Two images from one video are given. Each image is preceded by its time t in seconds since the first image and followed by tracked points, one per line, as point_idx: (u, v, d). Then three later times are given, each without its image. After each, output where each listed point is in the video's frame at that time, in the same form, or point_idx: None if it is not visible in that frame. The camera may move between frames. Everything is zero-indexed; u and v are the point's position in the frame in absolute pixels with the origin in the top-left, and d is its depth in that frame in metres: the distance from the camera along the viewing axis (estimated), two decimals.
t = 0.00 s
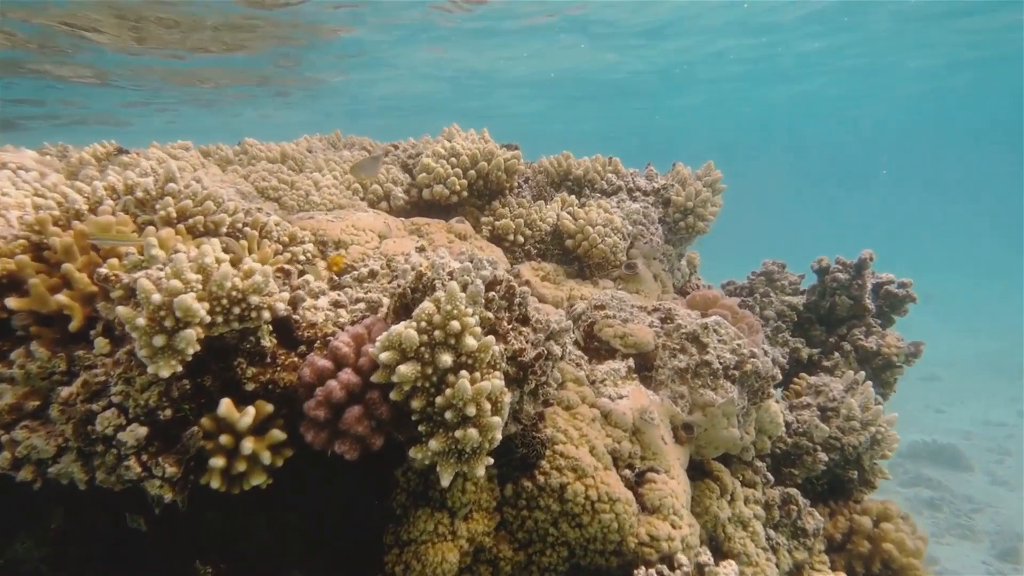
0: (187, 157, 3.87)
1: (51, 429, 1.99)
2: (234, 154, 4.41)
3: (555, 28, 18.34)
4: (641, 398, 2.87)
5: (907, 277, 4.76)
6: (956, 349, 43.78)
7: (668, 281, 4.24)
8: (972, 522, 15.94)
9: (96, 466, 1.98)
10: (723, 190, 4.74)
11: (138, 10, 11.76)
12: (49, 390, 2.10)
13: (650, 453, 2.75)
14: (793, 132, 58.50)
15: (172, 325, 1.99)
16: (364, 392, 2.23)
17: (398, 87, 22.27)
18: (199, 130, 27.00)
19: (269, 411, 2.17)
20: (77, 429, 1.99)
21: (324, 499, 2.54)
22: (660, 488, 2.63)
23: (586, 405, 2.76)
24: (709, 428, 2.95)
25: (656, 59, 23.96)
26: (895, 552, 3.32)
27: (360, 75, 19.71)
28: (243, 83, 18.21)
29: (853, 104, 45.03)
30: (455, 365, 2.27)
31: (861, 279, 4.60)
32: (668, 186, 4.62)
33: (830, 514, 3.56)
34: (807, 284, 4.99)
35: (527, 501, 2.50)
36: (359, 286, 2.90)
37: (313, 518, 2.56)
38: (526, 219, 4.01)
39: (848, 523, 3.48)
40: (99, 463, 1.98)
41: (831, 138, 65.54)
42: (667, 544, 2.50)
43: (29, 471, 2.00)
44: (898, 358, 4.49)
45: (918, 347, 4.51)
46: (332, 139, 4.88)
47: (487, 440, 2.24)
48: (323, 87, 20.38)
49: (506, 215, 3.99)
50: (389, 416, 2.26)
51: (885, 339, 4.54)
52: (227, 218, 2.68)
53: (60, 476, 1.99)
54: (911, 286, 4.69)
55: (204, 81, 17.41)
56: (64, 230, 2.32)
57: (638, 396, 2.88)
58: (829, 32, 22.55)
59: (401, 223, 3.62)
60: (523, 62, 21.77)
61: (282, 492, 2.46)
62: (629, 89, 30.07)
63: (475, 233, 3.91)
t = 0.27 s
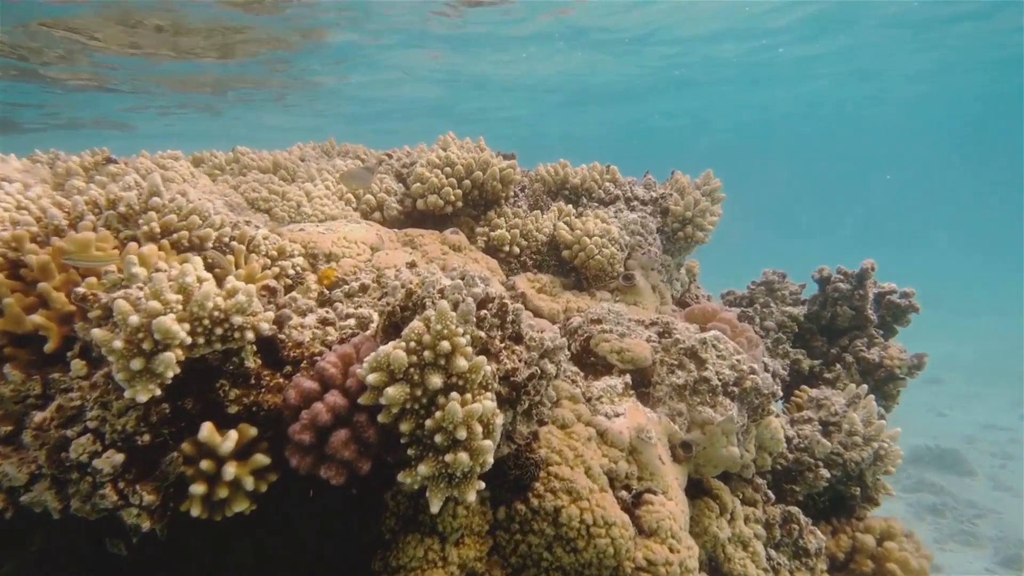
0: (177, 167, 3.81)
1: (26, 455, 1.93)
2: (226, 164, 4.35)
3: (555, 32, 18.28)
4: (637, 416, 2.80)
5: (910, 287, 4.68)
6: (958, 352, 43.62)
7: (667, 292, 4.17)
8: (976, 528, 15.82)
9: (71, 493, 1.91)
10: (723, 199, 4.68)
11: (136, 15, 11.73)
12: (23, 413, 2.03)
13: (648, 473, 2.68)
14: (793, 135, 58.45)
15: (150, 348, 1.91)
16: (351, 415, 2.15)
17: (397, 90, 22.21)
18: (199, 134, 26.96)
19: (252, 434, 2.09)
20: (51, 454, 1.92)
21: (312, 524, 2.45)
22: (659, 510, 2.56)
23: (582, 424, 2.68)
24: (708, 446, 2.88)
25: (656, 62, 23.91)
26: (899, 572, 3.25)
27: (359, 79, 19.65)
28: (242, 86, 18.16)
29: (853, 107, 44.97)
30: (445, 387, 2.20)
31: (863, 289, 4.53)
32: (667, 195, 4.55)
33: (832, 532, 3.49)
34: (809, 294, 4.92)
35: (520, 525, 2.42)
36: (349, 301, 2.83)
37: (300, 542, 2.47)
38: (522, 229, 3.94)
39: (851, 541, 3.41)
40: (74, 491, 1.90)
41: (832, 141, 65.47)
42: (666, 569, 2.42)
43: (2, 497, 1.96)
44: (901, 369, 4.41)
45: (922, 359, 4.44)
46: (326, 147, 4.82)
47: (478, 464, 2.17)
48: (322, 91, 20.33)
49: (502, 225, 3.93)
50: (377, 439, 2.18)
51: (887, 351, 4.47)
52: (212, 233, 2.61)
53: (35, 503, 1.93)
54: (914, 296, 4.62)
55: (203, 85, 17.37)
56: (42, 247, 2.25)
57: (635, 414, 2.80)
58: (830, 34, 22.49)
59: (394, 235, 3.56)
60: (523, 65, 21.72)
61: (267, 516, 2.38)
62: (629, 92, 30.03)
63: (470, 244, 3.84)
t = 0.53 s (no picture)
0: (167, 178, 3.75)
1: None
2: (218, 175, 4.27)
3: (556, 36, 18.24)
4: (634, 439, 2.71)
5: (912, 300, 4.63)
6: (961, 357, 43.45)
7: (665, 306, 4.09)
8: (980, 537, 15.70)
9: (38, 528, 1.82)
10: (723, 211, 4.61)
11: (137, 21, 11.67)
12: None
13: (645, 499, 2.59)
14: (795, 139, 58.39)
15: (124, 376, 1.82)
16: (334, 443, 2.06)
17: (397, 93, 22.17)
18: (199, 138, 26.88)
19: (231, 464, 1.99)
20: (18, 486, 1.84)
21: (295, 554, 2.36)
22: (656, 538, 2.47)
23: (577, 448, 2.59)
24: (707, 470, 2.79)
25: (658, 66, 23.87)
26: None
27: (360, 83, 19.60)
28: (243, 90, 18.13)
29: (855, 112, 44.91)
30: (433, 413, 2.11)
31: (866, 304, 4.47)
32: (666, 207, 4.48)
33: (834, 555, 3.40)
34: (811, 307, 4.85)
35: (511, 555, 2.32)
36: (338, 319, 2.75)
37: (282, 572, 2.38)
38: (517, 242, 3.86)
39: (854, 566, 3.33)
40: (41, 525, 1.82)
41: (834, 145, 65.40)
42: None
43: None
44: (904, 387, 4.35)
45: (925, 375, 4.38)
46: (320, 157, 4.75)
47: (467, 494, 2.07)
48: (322, 95, 20.29)
49: (498, 238, 3.85)
50: (362, 468, 2.09)
51: (890, 367, 4.41)
52: (196, 251, 2.52)
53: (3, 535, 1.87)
54: (918, 310, 4.57)
55: (204, 89, 17.31)
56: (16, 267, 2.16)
57: (632, 438, 2.71)
58: (833, 39, 22.43)
59: (387, 249, 3.48)
60: (524, 69, 21.68)
61: (249, 546, 2.28)
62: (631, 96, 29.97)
63: (465, 258, 3.77)
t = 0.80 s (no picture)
0: (154, 190, 3.68)
1: None
2: (208, 185, 4.20)
3: (556, 39, 18.16)
4: (629, 462, 2.62)
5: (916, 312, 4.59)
6: (964, 361, 43.25)
7: (663, 319, 4.01)
8: (984, 544, 15.55)
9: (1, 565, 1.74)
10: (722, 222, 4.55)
11: (133, 25, 11.61)
12: None
13: (640, 526, 2.50)
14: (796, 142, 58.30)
15: (92, 407, 1.73)
16: (315, 473, 1.98)
17: (397, 96, 22.11)
18: (199, 140, 26.83)
19: (207, 495, 1.91)
20: None
21: None
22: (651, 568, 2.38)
23: (570, 472, 2.50)
24: (705, 494, 2.70)
25: (658, 69, 23.81)
26: None
27: (359, 86, 19.54)
28: (242, 93, 18.07)
29: (856, 115, 44.83)
30: (418, 442, 2.02)
31: (868, 317, 4.42)
32: (664, 218, 4.41)
33: None
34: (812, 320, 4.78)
35: None
36: (325, 337, 2.67)
37: None
38: (512, 254, 3.78)
39: None
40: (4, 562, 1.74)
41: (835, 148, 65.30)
42: None
43: None
44: (908, 403, 4.27)
45: (929, 390, 4.31)
46: (313, 166, 4.69)
47: (453, 527, 1.99)
48: (321, 97, 20.23)
49: (492, 250, 3.77)
50: (344, 499, 2.00)
51: (893, 382, 4.34)
52: (177, 268, 2.44)
53: None
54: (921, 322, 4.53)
55: (202, 92, 17.26)
56: None
57: (627, 461, 2.63)
58: (834, 42, 22.34)
59: (378, 263, 3.40)
60: (524, 71, 21.61)
61: None
62: (631, 99, 29.90)
63: (458, 271, 3.68)
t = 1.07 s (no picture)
0: (141, 199, 3.62)
1: None
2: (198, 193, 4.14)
3: (555, 40, 18.11)
4: (625, 481, 2.55)
5: (917, 322, 4.57)
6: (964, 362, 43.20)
7: (660, 330, 3.94)
8: (986, 547, 15.49)
9: None
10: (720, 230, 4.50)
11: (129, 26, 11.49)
12: None
13: (636, 548, 2.42)
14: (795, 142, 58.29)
15: (61, 436, 1.66)
16: (296, 501, 1.90)
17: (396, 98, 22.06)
18: (197, 142, 26.74)
19: (183, 525, 1.83)
20: None
21: None
22: None
23: (564, 493, 2.43)
24: (704, 513, 2.62)
25: (658, 70, 23.77)
26: None
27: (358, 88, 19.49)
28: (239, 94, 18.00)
29: (856, 115, 44.81)
30: (405, 467, 1.94)
31: (869, 327, 4.38)
32: (661, 226, 4.34)
33: None
34: (812, 329, 4.73)
35: None
36: (312, 353, 2.60)
37: None
38: (506, 264, 3.71)
39: None
40: None
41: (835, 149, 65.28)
42: None
43: None
44: (911, 414, 4.23)
45: (931, 401, 4.27)
46: (305, 174, 4.62)
47: (441, 556, 1.90)
48: (320, 99, 20.17)
49: (486, 260, 3.70)
50: (328, 528, 1.92)
51: (895, 393, 4.29)
52: (157, 285, 2.37)
53: None
54: (922, 332, 4.51)
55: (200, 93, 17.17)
56: None
57: (622, 480, 2.55)
58: (834, 42, 22.30)
59: (369, 274, 3.33)
60: (523, 73, 21.57)
61: None
62: (630, 100, 29.85)
63: (451, 282, 3.61)
